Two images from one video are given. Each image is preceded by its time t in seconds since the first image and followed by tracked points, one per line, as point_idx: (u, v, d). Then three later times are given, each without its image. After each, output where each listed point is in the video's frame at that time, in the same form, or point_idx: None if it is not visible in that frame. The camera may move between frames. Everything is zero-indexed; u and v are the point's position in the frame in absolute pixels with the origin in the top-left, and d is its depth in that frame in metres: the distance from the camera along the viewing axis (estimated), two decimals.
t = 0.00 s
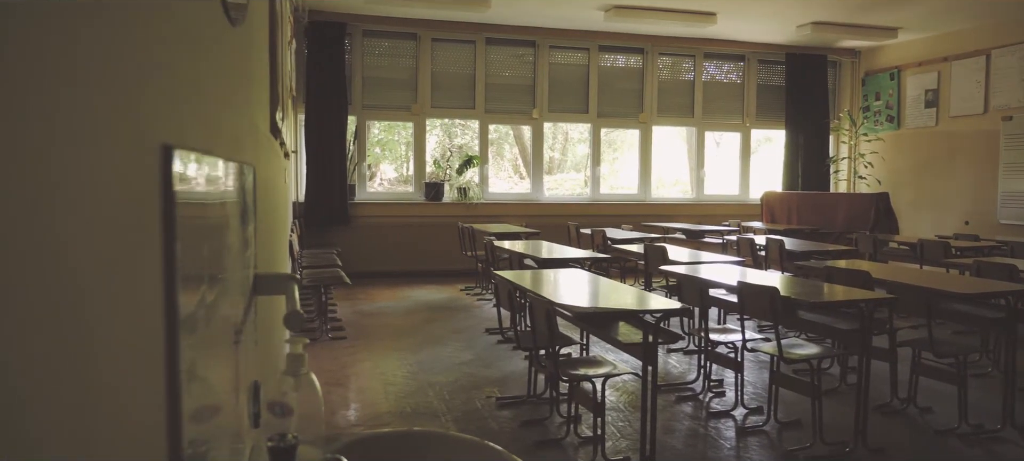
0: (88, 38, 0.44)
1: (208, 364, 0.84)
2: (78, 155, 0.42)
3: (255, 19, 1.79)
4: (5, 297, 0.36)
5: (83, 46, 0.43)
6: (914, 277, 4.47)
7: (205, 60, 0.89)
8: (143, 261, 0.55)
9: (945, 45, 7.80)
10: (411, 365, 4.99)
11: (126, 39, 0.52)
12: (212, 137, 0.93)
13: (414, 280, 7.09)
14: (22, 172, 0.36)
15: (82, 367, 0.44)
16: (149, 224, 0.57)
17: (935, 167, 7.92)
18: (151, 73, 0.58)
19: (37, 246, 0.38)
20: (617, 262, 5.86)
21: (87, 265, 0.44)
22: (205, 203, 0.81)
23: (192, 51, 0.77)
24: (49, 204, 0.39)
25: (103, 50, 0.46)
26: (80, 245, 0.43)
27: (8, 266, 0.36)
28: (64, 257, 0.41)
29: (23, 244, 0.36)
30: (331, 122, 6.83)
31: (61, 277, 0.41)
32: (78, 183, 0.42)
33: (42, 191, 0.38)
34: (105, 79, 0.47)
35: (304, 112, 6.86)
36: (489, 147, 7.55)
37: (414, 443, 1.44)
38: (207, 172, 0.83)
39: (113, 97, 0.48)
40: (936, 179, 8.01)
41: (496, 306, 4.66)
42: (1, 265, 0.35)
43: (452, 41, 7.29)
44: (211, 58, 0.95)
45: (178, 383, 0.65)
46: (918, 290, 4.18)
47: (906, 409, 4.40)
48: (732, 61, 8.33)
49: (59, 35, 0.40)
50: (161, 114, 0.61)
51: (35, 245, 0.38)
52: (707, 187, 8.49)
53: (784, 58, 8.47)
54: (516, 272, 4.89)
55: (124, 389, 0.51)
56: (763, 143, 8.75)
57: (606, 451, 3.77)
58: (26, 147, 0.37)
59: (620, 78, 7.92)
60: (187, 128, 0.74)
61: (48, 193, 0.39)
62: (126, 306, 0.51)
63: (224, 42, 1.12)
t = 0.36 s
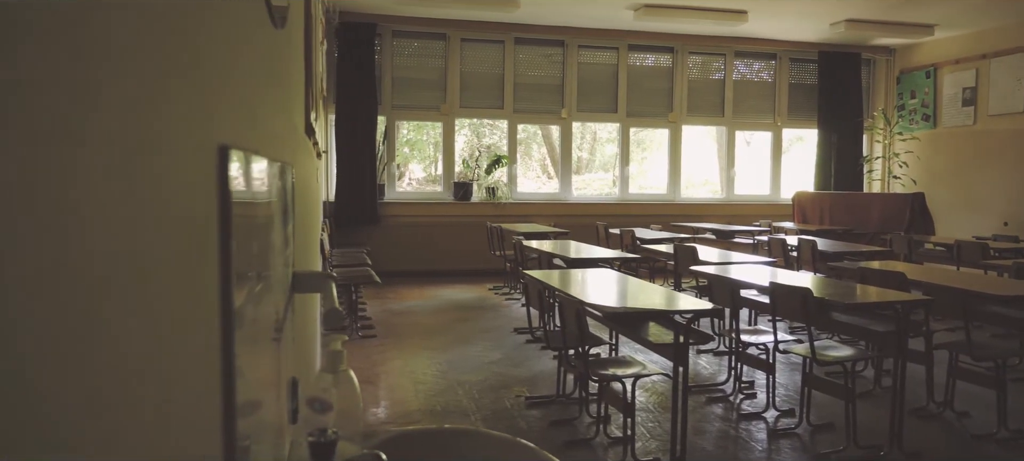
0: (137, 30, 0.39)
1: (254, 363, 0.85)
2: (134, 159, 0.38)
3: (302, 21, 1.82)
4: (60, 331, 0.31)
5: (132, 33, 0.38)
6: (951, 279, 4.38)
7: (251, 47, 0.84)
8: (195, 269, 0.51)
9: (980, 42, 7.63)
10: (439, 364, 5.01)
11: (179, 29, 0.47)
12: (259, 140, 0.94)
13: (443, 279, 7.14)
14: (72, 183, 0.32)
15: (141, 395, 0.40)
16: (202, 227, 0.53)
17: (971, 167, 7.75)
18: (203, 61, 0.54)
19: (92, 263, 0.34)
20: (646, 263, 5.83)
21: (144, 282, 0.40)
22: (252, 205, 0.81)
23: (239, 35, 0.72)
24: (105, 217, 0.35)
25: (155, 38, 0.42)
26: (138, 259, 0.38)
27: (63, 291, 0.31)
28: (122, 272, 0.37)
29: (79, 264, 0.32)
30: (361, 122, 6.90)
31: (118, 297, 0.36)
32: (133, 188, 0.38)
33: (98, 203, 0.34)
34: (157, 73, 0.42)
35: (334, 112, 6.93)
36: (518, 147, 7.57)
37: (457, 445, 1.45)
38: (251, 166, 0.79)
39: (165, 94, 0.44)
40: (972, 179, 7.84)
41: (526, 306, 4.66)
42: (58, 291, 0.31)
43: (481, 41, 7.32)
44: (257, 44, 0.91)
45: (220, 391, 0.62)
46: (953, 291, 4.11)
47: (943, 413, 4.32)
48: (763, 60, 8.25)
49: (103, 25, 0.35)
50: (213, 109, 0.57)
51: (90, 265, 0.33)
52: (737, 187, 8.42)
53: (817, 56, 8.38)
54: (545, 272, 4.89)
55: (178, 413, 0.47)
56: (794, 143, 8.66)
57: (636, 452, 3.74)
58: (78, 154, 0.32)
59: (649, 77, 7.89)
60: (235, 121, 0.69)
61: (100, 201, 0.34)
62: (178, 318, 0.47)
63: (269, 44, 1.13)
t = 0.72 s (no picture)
0: (169, 24, 0.35)
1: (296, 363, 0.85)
2: (166, 168, 0.34)
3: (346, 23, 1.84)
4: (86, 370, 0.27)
5: (164, 29, 0.34)
6: (990, 282, 4.29)
7: (286, 43, 0.81)
8: (231, 283, 0.47)
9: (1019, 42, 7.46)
10: (468, 364, 5.02)
11: (219, 26, 0.44)
12: (298, 137, 0.94)
13: (470, 280, 7.17)
14: (97, 199, 0.28)
15: (173, 426, 0.36)
16: (238, 237, 0.49)
17: (1009, 169, 7.57)
18: (240, 59, 0.50)
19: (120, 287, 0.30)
20: (675, 264, 5.81)
21: (176, 303, 0.36)
22: (294, 204, 0.81)
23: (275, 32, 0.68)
24: (135, 235, 0.31)
25: (189, 34, 0.38)
26: (169, 279, 0.35)
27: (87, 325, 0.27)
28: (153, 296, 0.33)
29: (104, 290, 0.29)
30: (390, 123, 6.95)
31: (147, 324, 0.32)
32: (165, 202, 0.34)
33: (126, 221, 0.30)
34: (191, 74, 0.38)
35: (364, 113, 7.00)
36: (546, 148, 7.58)
37: (497, 445, 1.47)
38: (287, 167, 0.75)
39: (198, 97, 0.40)
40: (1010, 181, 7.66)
41: (556, 307, 4.66)
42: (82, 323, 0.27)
43: (509, 42, 7.34)
44: (292, 40, 0.87)
45: (258, 400, 0.60)
46: (992, 295, 4.03)
47: (981, 419, 4.23)
48: (796, 59, 8.15)
49: (141, 22, 0.32)
50: (253, 108, 0.54)
51: (118, 292, 0.30)
52: (768, 188, 8.33)
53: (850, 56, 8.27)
54: (574, 273, 4.88)
55: (214, 439, 0.44)
56: (826, 143, 8.55)
57: (666, 455, 3.72)
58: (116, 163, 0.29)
59: (679, 77, 7.83)
60: (270, 122, 0.66)
61: (140, 212, 0.31)
62: (213, 338, 0.43)
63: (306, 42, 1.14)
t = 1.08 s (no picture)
0: (184, 25, 0.35)
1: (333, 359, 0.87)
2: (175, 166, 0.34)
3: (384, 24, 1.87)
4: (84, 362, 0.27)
5: (178, 27, 0.34)
6: None
7: (320, 47, 0.81)
8: (257, 282, 0.48)
9: None
10: (495, 363, 5.04)
11: (241, 26, 0.44)
12: (334, 134, 0.96)
13: (497, 279, 7.19)
14: (102, 198, 0.28)
15: (189, 423, 0.36)
16: (263, 235, 0.50)
17: None
18: (264, 57, 0.50)
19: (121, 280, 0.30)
20: (704, 263, 5.77)
21: (188, 299, 0.35)
22: (330, 201, 0.82)
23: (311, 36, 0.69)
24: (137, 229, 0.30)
25: (207, 32, 0.38)
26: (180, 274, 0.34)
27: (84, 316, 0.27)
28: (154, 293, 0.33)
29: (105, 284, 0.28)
30: (418, 122, 7.00)
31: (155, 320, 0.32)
32: (176, 199, 0.34)
33: (134, 220, 0.30)
34: (208, 74, 0.38)
35: (392, 112, 7.05)
36: (574, 146, 7.57)
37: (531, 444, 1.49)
38: (320, 169, 0.76)
39: (218, 95, 0.40)
40: None
41: (584, 306, 4.65)
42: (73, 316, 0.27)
43: (537, 41, 7.34)
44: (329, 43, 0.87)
45: (294, 396, 0.61)
46: None
47: (1020, 423, 4.14)
48: (827, 56, 8.04)
49: (156, 24, 0.32)
50: (279, 106, 0.55)
51: (120, 286, 0.29)
52: (799, 187, 8.24)
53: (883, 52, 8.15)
54: (602, 272, 4.87)
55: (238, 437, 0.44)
56: (858, 141, 8.42)
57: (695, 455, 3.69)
58: (130, 163, 0.30)
59: (708, 75, 7.77)
60: (302, 123, 0.66)
61: (156, 211, 0.32)
62: (237, 335, 0.43)
63: (343, 40, 1.15)
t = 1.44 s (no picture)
0: (200, 31, 0.36)
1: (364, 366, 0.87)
2: (180, 165, 0.33)
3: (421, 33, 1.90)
4: (81, 361, 0.26)
5: (185, 26, 0.34)
6: None
7: (351, 55, 0.82)
8: (275, 287, 0.48)
9: None
10: (522, 368, 5.04)
11: (261, 32, 0.45)
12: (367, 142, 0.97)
13: (524, 284, 7.20)
14: (109, 202, 0.28)
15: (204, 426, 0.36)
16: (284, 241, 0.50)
17: None
18: (285, 65, 0.51)
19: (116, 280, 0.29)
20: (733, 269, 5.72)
21: (193, 301, 0.34)
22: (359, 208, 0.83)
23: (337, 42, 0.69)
24: (136, 230, 0.29)
25: (219, 36, 0.38)
26: (185, 272, 0.33)
27: (76, 316, 0.26)
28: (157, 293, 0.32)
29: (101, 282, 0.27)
30: (446, 127, 7.04)
31: (157, 321, 0.31)
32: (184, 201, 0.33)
33: (145, 225, 0.30)
34: (223, 79, 0.39)
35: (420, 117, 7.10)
36: (601, 151, 7.56)
37: (566, 450, 1.49)
38: (348, 175, 0.75)
39: (235, 101, 0.40)
40: None
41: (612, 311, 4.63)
42: (63, 313, 0.26)
43: (565, 46, 7.35)
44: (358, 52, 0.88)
45: (318, 403, 0.61)
46: None
47: None
48: (859, 59, 7.94)
49: (171, 30, 0.33)
50: (303, 113, 0.55)
51: (119, 284, 0.28)
52: (830, 192, 8.14)
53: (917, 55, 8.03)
54: (630, 277, 4.85)
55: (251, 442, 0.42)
56: (891, 145, 8.31)
57: None
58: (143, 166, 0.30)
59: (738, 79, 7.71)
60: (329, 128, 0.66)
61: (165, 215, 0.32)
62: (253, 340, 0.43)
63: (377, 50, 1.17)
